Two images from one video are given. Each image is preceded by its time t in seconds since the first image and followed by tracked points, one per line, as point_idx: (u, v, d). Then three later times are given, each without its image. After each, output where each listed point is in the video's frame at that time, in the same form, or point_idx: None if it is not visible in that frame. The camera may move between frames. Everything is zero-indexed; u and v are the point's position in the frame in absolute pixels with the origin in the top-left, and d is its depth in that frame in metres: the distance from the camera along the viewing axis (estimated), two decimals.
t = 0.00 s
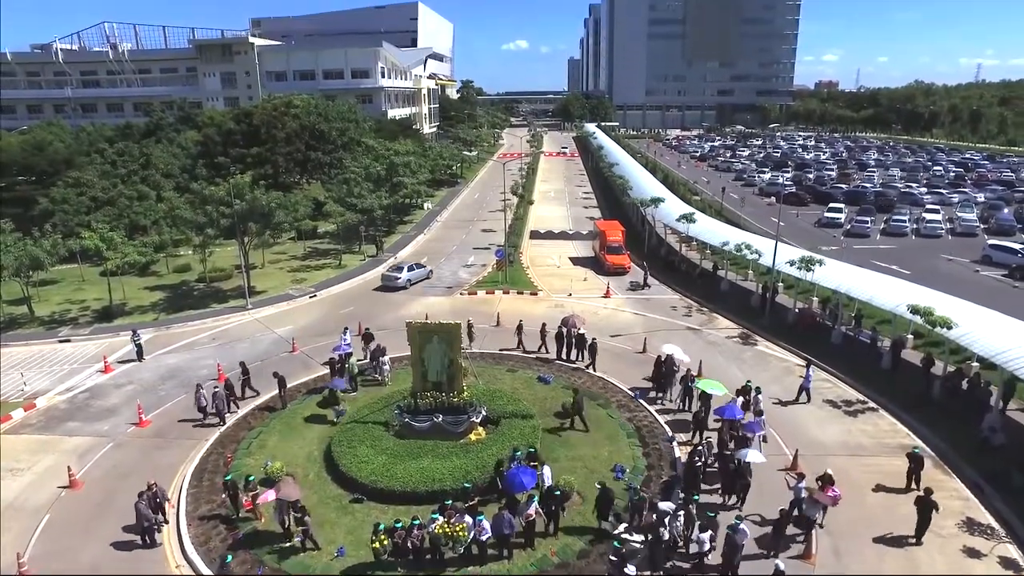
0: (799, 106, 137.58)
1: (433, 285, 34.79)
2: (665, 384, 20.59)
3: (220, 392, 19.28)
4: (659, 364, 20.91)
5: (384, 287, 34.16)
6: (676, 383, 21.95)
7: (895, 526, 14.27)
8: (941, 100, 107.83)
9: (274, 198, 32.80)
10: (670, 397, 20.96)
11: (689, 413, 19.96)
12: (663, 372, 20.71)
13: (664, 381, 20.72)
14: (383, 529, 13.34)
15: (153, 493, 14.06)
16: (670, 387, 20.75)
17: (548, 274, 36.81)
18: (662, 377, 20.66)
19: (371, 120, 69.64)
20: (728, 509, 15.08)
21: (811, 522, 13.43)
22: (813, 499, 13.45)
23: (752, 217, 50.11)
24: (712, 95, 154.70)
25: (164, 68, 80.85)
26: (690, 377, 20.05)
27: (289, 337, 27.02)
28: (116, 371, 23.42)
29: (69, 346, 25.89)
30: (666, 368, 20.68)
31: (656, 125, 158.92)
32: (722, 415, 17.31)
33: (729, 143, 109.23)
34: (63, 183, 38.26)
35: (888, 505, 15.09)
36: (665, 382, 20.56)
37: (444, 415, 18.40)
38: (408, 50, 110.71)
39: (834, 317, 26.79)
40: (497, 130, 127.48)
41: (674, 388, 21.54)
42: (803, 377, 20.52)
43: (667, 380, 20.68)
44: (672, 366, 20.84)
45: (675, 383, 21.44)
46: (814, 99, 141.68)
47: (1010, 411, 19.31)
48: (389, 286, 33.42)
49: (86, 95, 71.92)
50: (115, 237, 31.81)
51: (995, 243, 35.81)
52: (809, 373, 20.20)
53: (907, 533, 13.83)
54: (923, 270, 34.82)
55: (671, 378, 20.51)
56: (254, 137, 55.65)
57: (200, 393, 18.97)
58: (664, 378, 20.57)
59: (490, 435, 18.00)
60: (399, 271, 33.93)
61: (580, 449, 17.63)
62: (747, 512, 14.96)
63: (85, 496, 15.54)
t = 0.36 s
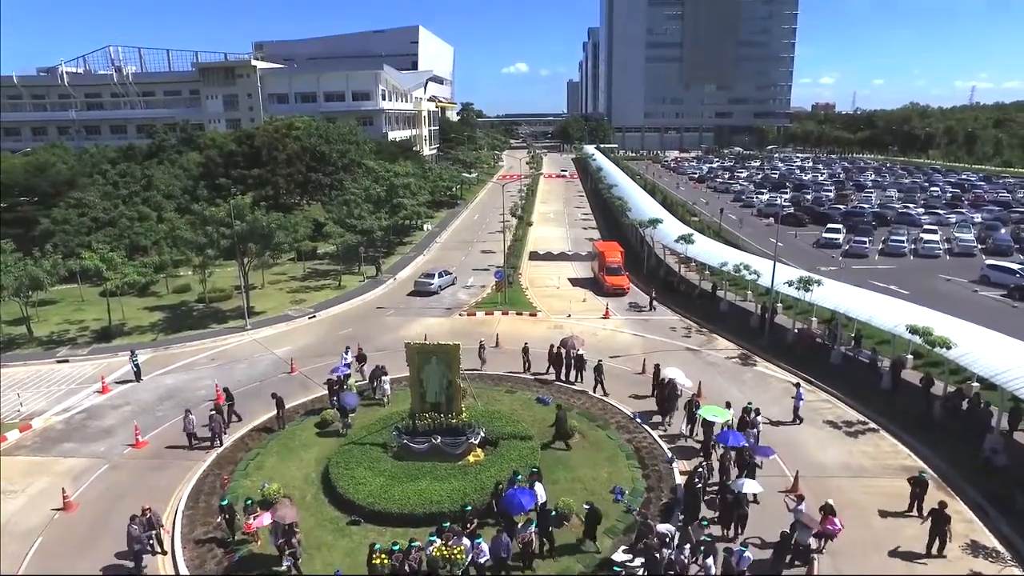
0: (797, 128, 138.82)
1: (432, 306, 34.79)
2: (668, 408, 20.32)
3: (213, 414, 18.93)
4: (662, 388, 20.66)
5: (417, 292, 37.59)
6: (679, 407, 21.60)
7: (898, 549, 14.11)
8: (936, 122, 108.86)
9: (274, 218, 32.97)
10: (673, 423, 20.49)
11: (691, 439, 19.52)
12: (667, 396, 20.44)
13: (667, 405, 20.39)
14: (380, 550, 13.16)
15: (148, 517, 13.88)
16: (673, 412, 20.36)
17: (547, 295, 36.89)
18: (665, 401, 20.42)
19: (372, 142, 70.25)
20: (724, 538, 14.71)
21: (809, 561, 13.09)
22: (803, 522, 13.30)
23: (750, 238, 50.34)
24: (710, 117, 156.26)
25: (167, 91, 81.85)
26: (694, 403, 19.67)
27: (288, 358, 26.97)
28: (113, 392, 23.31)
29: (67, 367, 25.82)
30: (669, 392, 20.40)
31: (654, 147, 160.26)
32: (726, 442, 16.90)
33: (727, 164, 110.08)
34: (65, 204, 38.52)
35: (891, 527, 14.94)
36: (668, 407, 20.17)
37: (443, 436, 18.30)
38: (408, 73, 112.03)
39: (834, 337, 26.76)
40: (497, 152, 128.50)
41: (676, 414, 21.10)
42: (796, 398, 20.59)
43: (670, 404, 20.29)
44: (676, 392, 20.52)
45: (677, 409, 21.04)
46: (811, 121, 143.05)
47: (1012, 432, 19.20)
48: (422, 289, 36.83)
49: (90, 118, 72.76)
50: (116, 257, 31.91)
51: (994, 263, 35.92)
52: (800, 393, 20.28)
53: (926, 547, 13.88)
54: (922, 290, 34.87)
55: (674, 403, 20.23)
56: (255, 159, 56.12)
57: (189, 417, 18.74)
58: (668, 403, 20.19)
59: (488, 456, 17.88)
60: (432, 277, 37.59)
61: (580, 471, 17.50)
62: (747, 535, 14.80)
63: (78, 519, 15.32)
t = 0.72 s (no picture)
0: (794, 148, 139.79)
1: (431, 326, 34.76)
2: (672, 431, 19.99)
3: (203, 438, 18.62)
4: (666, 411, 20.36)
5: (438, 299, 41.08)
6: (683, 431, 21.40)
7: (901, 570, 13.94)
8: (932, 142, 109.68)
9: (274, 238, 33.06)
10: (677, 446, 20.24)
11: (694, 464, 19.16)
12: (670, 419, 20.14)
13: (670, 428, 20.06)
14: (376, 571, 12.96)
15: (150, 541, 13.73)
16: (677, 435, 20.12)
17: (546, 315, 36.82)
18: (668, 424, 20.10)
19: (372, 162, 70.67)
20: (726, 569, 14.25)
21: None
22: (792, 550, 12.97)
23: (749, 257, 50.48)
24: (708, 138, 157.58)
25: (170, 112, 82.59)
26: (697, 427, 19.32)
27: (286, 378, 26.86)
28: (110, 411, 23.18)
29: (65, 386, 25.70)
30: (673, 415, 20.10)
31: (653, 167, 161.35)
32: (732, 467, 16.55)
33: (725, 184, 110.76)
34: (66, 223, 38.66)
35: (894, 548, 14.77)
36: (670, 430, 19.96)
37: (441, 457, 18.17)
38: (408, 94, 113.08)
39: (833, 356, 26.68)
40: (496, 172, 129.31)
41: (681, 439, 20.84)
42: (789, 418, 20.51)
43: (674, 427, 20.12)
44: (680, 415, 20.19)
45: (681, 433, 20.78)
46: (808, 141, 144.14)
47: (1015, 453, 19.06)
48: (444, 297, 40.39)
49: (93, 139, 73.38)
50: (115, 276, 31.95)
51: (992, 282, 35.96)
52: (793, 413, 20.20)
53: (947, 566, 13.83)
54: (921, 309, 34.86)
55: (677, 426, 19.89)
56: (255, 179, 56.41)
57: (179, 441, 18.33)
58: (670, 425, 20.02)
59: (487, 477, 17.73)
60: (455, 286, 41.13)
61: (579, 491, 17.35)
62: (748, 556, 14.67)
63: (72, 541, 15.09)
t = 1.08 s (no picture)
0: (792, 170, 140.81)
1: (430, 347, 34.72)
2: (677, 458, 19.50)
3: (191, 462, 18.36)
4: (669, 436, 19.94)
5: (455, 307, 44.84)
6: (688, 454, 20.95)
7: None
8: (929, 163, 110.54)
9: (274, 259, 33.12)
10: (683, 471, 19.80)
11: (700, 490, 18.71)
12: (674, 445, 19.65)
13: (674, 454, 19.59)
14: None
15: (148, 567, 13.41)
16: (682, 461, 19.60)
17: (546, 337, 36.76)
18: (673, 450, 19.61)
19: (372, 184, 71.08)
20: None
21: None
22: None
23: (748, 278, 50.59)
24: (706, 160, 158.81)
25: (172, 134, 83.20)
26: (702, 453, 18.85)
27: (284, 399, 26.72)
28: (107, 433, 23.02)
29: (61, 408, 25.56)
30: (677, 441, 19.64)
31: (652, 189, 162.37)
32: (731, 490, 16.43)
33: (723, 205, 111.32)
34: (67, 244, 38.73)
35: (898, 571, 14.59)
36: (675, 458, 19.46)
37: (440, 479, 18.02)
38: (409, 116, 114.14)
39: (833, 377, 26.62)
40: (496, 193, 130.09)
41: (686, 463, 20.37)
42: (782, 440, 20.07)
43: (679, 453, 19.52)
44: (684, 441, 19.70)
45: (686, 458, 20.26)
46: (805, 163, 145.23)
47: (1018, 474, 18.92)
48: (461, 306, 44.28)
49: (95, 160, 73.93)
50: (115, 296, 31.97)
51: (991, 302, 36.01)
52: (786, 436, 19.78)
53: None
54: (921, 330, 34.86)
55: (682, 452, 19.38)
56: (256, 201, 56.67)
57: (167, 469, 18.07)
58: (676, 452, 19.44)
59: (486, 499, 17.58)
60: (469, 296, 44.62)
61: (579, 514, 17.20)
62: None
63: (65, 566, 14.83)
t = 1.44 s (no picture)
0: (790, 191, 141.63)
1: (429, 369, 34.64)
2: (680, 484, 19.07)
3: (179, 487, 17.93)
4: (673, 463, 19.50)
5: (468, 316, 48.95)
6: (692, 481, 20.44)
7: None
8: (926, 184, 111.34)
9: (274, 280, 33.18)
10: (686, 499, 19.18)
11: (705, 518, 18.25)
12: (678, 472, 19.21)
13: (678, 481, 19.16)
14: None
15: None
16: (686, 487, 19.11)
17: (546, 358, 36.60)
18: (677, 477, 19.15)
19: (372, 205, 71.42)
20: None
21: None
22: None
23: (748, 299, 50.65)
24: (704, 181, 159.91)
25: (175, 155, 83.76)
26: (707, 480, 18.42)
27: (283, 421, 26.60)
28: (105, 455, 22.89)
29: (59, 429, 25.40)
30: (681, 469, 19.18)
31: (651, 210, 163.17)
32: (740, 511, 16.17)
33: (723, 226, 111.78)
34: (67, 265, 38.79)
35: None
36: (680, 484, 18.93)
37: (439, 501, 17.88)
38: (409, 139, 115.14)
39: (833, 399, 26.53)
40: (496, 215, 130.73)
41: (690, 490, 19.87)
42: (778, 464, 19.68)
43: (684, 479, 19.07)
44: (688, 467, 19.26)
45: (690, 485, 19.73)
46: (803, 184, 146.15)
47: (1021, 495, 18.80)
48: (473, 315, 48.46)
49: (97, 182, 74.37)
50: (115, 317, 31.96)
51: (990, 323, 36.06)
52: (784, 459, 19.48)
53: None
54: (921, 350, 34.86)
55: (686, 479, 18.94)
56: (256, 222, 56.91)
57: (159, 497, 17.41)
58: (680, 477, 18.96)
59: (486, 522, 17.42)
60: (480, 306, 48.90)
61: (579, 537, 17.02)
62: None
63: None
